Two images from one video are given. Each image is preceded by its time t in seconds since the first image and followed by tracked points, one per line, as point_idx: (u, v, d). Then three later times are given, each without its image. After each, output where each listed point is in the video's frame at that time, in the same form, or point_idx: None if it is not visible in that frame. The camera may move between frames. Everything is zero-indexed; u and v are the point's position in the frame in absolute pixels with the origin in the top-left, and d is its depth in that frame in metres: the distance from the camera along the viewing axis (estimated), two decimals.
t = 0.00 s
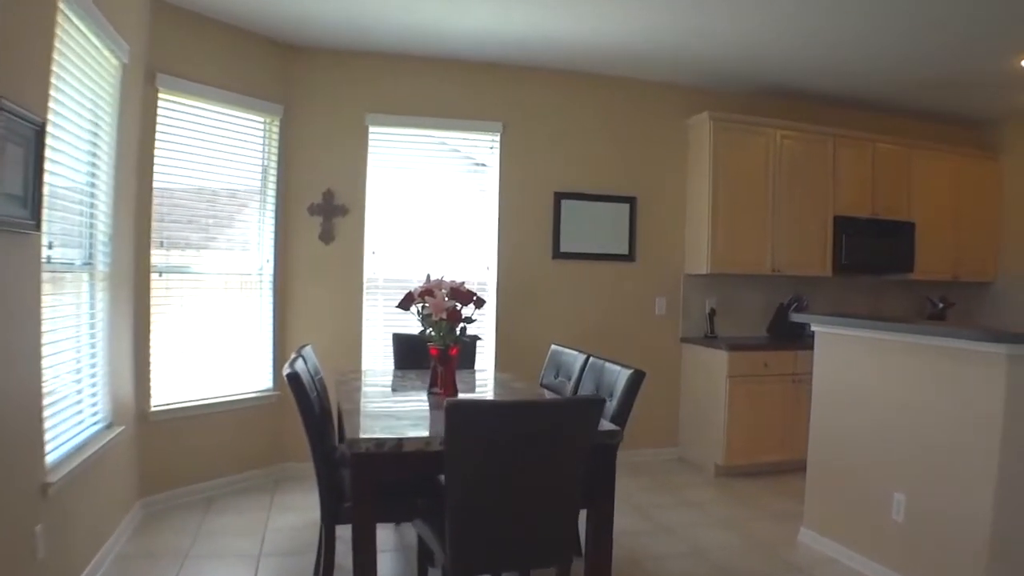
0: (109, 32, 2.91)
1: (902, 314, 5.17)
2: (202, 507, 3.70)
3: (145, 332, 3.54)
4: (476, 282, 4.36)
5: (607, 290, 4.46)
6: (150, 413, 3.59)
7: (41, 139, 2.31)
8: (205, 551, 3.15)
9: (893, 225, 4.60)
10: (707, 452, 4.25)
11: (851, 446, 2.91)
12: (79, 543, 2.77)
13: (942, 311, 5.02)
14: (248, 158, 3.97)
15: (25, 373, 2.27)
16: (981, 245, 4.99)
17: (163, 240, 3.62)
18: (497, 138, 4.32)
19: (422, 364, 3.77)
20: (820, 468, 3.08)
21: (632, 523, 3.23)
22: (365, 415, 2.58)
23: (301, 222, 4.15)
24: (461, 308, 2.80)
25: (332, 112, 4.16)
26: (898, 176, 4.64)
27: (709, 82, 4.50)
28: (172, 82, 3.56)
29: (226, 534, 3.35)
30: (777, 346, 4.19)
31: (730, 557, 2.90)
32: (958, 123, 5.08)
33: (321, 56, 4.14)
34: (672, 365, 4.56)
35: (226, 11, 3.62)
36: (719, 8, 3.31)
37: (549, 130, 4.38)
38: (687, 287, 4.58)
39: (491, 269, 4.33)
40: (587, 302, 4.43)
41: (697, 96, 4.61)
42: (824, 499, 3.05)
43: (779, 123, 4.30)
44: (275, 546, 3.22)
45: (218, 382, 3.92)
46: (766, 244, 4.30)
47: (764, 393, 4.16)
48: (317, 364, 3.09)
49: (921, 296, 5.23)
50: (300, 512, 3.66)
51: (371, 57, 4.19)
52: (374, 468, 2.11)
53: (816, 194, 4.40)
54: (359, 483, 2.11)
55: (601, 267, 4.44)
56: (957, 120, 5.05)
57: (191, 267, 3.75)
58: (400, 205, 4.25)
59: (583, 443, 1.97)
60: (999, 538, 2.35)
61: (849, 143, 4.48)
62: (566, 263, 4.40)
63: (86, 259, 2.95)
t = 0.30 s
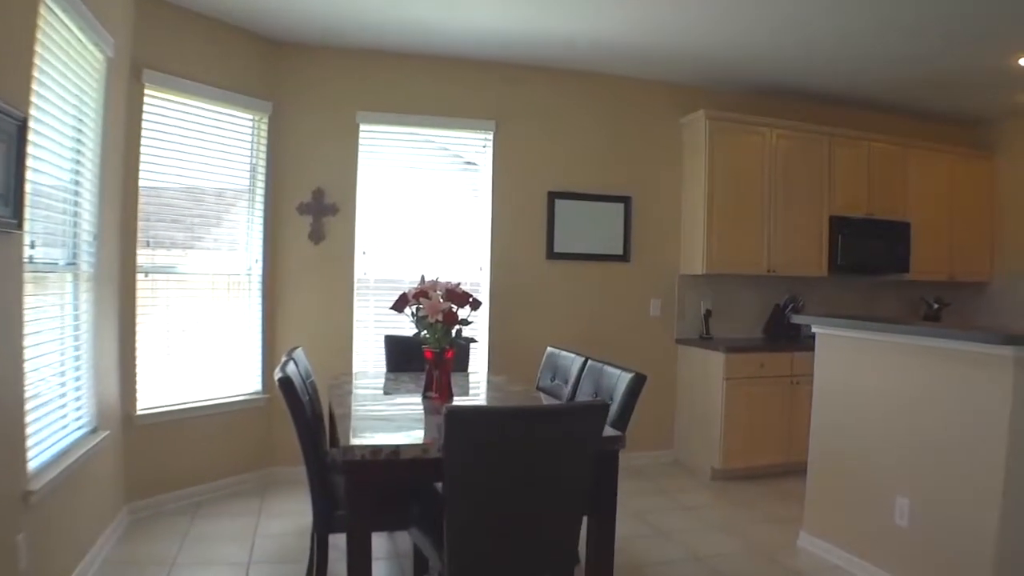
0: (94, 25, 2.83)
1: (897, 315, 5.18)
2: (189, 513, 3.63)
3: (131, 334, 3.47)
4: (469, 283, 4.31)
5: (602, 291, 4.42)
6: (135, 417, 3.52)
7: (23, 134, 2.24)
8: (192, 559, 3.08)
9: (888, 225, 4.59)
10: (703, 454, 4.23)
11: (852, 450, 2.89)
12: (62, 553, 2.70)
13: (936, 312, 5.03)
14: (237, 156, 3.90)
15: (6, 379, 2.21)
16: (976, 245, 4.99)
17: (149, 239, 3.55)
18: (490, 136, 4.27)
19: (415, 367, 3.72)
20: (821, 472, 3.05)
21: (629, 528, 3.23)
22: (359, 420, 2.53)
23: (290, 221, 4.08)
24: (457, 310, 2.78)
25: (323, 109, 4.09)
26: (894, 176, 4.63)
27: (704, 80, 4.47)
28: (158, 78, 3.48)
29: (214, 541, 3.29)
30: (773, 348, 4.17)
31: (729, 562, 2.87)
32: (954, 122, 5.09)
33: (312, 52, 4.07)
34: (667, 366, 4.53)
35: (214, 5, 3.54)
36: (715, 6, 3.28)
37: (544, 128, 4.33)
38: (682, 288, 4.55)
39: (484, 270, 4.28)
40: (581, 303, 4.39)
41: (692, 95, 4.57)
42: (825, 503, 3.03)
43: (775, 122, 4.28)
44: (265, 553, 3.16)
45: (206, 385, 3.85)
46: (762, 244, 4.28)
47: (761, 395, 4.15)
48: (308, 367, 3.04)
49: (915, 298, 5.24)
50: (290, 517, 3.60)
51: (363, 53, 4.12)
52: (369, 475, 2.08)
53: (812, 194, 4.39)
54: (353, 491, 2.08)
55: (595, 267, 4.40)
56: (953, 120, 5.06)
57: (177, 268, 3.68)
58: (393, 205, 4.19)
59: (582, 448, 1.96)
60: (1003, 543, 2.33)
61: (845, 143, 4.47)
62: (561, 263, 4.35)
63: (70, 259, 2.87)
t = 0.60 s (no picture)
0: (78, 19, 2.76)
1: (893, 316, 5.16)
2: (177, 520, 3.56)
3: (117, 336, 3.39)
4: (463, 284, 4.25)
5: (597, 292, 4.37)
6: (121, 422, 3.45)
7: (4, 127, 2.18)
8: (179, 567, 3.01)
9: (885, 226, 4.56)
10: (699, 457, 4.19)
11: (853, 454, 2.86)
12: (44, 563, 2.63)
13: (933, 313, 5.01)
14: (225, 154, 3.83)
15: None
16: (972, 246, 4.98)
17: (135, 239, 3.47)
18: (483, 135, 4.21)
19: (408, 369, 3.67)
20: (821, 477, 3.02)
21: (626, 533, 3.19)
22: (349, 424, 2.45)
23: (280, 221, 4.01)
24: (451, 311, 2.75)
25: (315, 107, 4.02)
26: (891, 177, 4.61)
27: (700, 79, 4.43)
28: (145, 75, 3.41)
29: (202, 549, 3.22)
30: (770, 350, 4.14)
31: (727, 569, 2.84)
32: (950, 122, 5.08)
33: (303, 48, 4.01)
34: (663, 369, 4.49)
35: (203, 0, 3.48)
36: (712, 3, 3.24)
37: (539, 126, 4.28)
38: (678, 289, 4.51)
39: (477, 271, 4.22)
40: (576, 305, 4.34)
41: (688, 94, 4.54)
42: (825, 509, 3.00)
43: (772, 121, 4.24)
44: (253, 561, 3.09)
45: (193, 388, 3.78)
46: (759, 244, 4.25)
47: (758, 398, 4.11)
48: (297, 369, 2.97)
49: (911, 299, 5.22)
50: (279, 524, 3.54)
51: (356, 50, 4.06)
52: (361, 481, 2.02)
53: (809, 195, 4.36)
54: (344, 496, 2.03)
55: (591, 268, 4.36)
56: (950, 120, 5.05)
57: (165, 269, 3.60)
58: (386, 204, 4.13)
59: (583, 453, 1.91)
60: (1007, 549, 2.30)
61: (842, 142, 4.44)
62: (556, 264, 4.30)
63: (53, 260, 2.80)
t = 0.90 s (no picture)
0: (60, 14, 2.68)
1: (891, 318, 5.11)
2: (163, 526, 3.49)
3: (100, 338, 3.32)
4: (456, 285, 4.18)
5: (593, 294, 4.31)
6: (106, 426, 3.38)
7: None
8: None
9: (884, 226, 4.52)
10: (696, 461, 4.14)
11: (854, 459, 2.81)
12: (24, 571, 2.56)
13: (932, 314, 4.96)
14: (214, 153, 3.76)
15: None
16: (972, 246, 4.94)
17: (120, 239, 3.40)
18: (478, 133, 4.15)
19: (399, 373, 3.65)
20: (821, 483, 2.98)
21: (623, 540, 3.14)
22: (336, 431, 2.41)
23: (270, 222, 3.94)
24: (442, 313, 2.76)
25: (307, 105, 3.96)
26: (889, 177, 4.57)
27: (697, 78, 4.38)
28: (130, 71, 3.34)
29: (188, 556, 3.15)
30: (768, 352, 4.08)
31: None
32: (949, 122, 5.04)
33: (294, 45, 3.94)
34: (659, 371, 4.44)
35: None
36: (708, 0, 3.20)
37: (534, 125, 4.22)
38: (675, 291, 4.46)
39: (471, 271, 4.15)
40: (571, 306, 4.28)
41: (684, 93, 4.49)
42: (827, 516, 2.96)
43: (770, 120, 4.20)
44: (240, 570, 3.02)
45: (180, 391, 3.71)
46: (757, 245, 4.20)
47: (756, 401, 4.06)
48: (285, 372, 2.96)
49: (910, 300, 5.18)
50: (268, 530, 3.47)
51: (348, 47, 3.99)
52: (347, 491, 2.01)
53: (808, 194, 4.31)
54: (330, 507, 1.99)
55: (586, 269, 4.30)
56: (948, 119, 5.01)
57: (150, 270, 3.54)
58: (379, 203, 4.06)
59: (579, 462, 1.85)
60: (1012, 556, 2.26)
61: (841, 142, 4.40)
62: (551, 264, 4.24)
63: (34, 260, 2.72)
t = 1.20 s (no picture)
0: (43, 9, 2.61)
1: (890, 319, 5.07)
2: (151, 531, 3.42)
3: (86, 340, 3.25)
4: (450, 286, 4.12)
5: (588, 295, 4.26)
6: (92, 429, 3.31)
7: None
8: None
9: (883, 226, 4.48)
10: (694, 464, 4.09)
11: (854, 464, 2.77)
12: None
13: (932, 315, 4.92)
14: (203, 151, 3.70)
15: None
16: (971, 247, 4.90)
17: (106, 239, 3.34)
18: (471, 132, 4.09)
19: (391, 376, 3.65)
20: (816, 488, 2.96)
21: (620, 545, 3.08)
22: (324, 437, 2.43)
23: (260, 222, 3.88)
24: (432, 315, 2.76)
25: (298, 103, 3.89)
26: (888, 176, 4.53)
27: (693, 76, 4.33)
28: (117, 68, 3.28)
29: (177, 562, 3.08)
30: (766, 353, 4.03)
31: None
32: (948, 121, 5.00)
33: (285, 42, 3.88)
34: (656, 373, 4.39)
35: None
36: None
37: (529, 124, 4.17)
38: (672, 292, 4.40)
39: (465, 272, 4.09)
40: (566, 307, 4.22)
41: (681, 92, 4.43)
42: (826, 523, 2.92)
43: (768, 119, 4.15)
44: None
45: (168, 394, 3.64)
46: (754, 246, 4.15)
47: (754, 404, 4.01)
48: (275, 376, 2.97)
49: (910, 301, 5.13)
50: (258, 535, 3.41)
51: (340, 44, 3.93)
52: (332, 500, 2.02)
53: (806, 194, 4.26)
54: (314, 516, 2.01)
55: (582, 270, 4.24)
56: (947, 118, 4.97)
57: (138, 270, 3.47)
58: (372, 203, 3.99)
59: (572, 469, 1.85)
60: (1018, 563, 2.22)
61: (839, 141, 4.35)
62: (546, 265, 4.19)
63: (17, 261, 2.65)
